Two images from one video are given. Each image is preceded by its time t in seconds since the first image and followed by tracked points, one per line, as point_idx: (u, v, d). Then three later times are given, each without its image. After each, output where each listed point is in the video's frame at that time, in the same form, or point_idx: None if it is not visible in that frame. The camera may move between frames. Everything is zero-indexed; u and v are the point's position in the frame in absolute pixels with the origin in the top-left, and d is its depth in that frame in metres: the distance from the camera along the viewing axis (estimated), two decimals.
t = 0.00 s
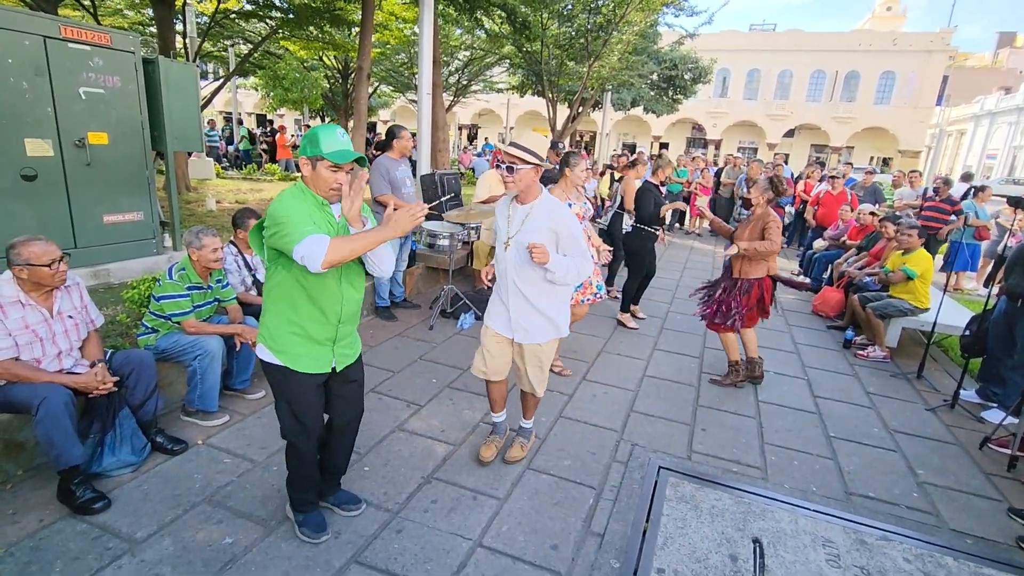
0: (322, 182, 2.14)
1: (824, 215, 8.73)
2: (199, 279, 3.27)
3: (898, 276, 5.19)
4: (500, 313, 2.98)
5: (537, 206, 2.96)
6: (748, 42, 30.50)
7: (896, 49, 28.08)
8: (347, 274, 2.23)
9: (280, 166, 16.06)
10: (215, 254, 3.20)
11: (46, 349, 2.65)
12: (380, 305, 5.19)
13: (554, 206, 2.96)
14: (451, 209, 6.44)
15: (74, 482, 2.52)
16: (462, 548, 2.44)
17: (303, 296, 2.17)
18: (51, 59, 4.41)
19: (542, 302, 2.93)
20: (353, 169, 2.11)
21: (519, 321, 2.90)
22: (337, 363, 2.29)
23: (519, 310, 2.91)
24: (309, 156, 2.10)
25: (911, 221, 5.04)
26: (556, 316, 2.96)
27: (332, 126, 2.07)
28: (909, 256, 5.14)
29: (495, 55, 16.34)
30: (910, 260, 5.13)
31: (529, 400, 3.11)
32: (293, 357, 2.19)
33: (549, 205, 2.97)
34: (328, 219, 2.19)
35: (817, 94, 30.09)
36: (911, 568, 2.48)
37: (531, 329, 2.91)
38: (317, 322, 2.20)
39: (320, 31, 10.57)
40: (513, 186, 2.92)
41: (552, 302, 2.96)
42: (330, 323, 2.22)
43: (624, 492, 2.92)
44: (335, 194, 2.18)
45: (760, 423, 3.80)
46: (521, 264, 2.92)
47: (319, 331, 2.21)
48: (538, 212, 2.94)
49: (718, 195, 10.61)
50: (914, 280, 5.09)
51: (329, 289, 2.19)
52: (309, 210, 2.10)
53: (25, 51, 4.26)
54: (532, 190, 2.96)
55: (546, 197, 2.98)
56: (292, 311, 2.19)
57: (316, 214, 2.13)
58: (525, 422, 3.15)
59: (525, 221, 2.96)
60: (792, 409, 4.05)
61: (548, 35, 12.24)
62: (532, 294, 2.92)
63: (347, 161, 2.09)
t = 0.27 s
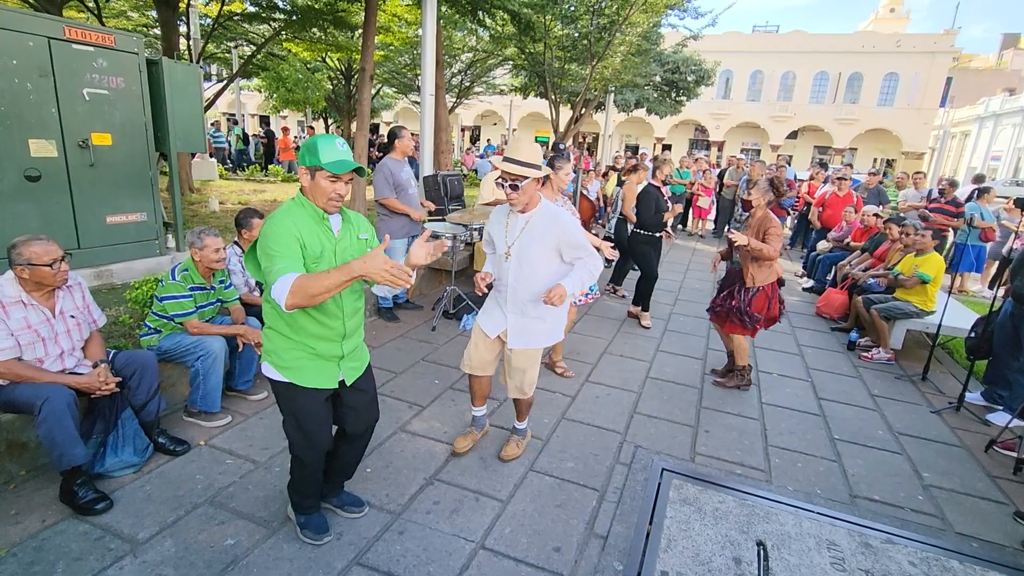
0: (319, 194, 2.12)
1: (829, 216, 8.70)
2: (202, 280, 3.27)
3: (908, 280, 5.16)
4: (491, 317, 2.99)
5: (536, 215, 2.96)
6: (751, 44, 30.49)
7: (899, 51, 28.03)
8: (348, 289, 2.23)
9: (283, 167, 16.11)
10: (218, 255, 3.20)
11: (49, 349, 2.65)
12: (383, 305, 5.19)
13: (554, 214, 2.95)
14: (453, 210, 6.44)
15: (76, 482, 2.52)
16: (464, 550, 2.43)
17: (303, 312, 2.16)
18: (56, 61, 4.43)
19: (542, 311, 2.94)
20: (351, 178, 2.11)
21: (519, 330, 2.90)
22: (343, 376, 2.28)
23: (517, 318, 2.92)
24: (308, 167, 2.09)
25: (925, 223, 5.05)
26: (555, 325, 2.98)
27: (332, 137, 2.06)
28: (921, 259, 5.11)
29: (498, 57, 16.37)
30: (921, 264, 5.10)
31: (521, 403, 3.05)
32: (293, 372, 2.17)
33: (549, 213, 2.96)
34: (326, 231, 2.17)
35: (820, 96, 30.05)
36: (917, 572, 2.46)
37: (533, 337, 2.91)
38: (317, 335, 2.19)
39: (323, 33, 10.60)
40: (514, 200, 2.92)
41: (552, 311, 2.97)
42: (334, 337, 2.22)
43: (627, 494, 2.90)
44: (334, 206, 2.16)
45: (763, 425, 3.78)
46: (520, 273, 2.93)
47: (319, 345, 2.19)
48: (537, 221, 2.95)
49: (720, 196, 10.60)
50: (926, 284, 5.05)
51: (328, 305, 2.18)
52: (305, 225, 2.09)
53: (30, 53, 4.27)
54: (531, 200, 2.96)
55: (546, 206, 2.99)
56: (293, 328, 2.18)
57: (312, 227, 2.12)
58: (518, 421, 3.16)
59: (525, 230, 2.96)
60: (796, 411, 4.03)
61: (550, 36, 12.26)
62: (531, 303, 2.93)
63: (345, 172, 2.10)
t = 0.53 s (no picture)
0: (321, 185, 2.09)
1: (831, 220, 8.68)
2: (204, 282, 3.27)
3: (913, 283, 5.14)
4: (492, 313, 2.94)
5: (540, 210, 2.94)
6: (752, 48, 30.54)
7: (900, 54, 28.06)
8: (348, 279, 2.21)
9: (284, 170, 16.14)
10: (218, 257, 3.20)
11: (49, 351, 2.65)
12: (384, 308, 5.19)
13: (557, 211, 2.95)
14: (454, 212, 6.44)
15: (76, 485, 2.51)
16: (466, 553, 2.42)
17: (303, 300, 2.16)
18: (59, 64, 4.44)
19: (543, 307, 2.94)
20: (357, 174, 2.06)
21: (521, 327, 2.89)
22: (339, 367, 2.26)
23: (523, 314, 2.90)
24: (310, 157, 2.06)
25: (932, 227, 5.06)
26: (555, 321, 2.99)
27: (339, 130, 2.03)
28: (931, 263, 5.06)
29: (499, 60, 16.41)
30: (929, 268, 5.07)
31: (521, 403, 3.03)
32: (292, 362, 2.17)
33: (553, 210, 2.95)
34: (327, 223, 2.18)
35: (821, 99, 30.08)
36: None
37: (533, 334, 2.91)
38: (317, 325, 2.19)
39: (325, 37, 10.64)
40: (517, 199, 2.92)
41: (552, 308, 2.99)
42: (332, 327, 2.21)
43: (629, 497, 2.89)
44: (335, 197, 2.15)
45: (766, 428, 3.76)
46: (524, 269, 2.91)
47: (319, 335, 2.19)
48: (541, 217, 2.93)
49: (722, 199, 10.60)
50: (933, 288, 5.03)
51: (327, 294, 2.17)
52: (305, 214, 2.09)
53: (33, 56, 4.29)
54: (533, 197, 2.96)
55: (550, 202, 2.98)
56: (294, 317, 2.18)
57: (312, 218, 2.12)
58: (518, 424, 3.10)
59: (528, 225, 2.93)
60: (799, 414, 4.02)
61: (552, 40, 12.29)
62: (536, 298, 2.93)
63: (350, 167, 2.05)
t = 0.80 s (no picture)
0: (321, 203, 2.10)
1: (829, 224, 8.71)
2: (203, 285, 3.25)
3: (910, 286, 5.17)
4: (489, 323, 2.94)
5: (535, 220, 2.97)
6: (748, 54, 30.73)
7: (895, 61, 28.25)
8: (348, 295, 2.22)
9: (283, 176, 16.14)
10: (217, 260, 3.19)
11: (46, 355, 2.63)
12: (383, 312, 5.17)
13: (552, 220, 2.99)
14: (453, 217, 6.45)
15: (73, 490, 2.48)
16: (466, 558, 2.40)
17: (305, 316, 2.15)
18: (58, 68, 4.44)
19: (538, 315, 2.93)
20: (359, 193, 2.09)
21: (517, 335, 2.89)
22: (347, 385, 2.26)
23: (518, 322, 2.90)
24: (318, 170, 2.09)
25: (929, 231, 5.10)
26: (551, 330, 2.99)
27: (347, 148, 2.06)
28: (925, 267, 5.12)
29: (497, 66, 16.47)
30: (925, 272, 5.11)
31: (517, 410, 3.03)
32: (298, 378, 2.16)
33: (548, 219, 2.99)
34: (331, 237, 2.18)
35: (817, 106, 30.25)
36: None
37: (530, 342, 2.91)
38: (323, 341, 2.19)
39: (324, 42, 10.66)
40: (515, 207, 2.89)
41: (548, 316, 2.98)
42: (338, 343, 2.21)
43: (630, 501, 2.87)
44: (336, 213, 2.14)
45: (766, 432, 3.75)
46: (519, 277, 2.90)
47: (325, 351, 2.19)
48: (536, 225, 2.95)
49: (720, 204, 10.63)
50: (930, 292, 5.06)
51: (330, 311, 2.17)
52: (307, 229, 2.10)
53: (32, 60, 4.29)
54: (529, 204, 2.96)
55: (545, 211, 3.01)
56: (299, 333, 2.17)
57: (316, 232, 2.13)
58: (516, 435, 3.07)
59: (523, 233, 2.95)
60: (799, 418, 4.01)
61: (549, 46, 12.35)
62: (531, 306, 2.92)
63: (353, 185, 2.07)
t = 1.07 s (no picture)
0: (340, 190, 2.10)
1: (825, 231, 8.75)
2: (203, 293, 3.23)
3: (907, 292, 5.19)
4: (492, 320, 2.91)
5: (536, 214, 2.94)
6: (741, 63, 31.01)
7: (886, 69, 28.56)
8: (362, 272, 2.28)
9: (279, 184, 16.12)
10: (218, 267, 3.16)
11: (45, 364, 2.59)
12: (383, 320, 5.15)
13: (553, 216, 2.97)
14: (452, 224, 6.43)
15: (71, 501, 2.44)
16: (473, 568, 2.37)
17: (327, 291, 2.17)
18: (56, 75, 4.42)
19: (540, 310, 2.92)
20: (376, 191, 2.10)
21: (520, 330, 2.86)
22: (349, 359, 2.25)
23: (521, 318, 2.87)
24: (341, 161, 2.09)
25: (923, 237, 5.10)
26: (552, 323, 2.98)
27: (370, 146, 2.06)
28: (921, 272, 5.14)
29: (493, 74, 16.54)
30: (921, 277, 5.13)
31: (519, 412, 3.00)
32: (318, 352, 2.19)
33: (549, 214, 2.97)
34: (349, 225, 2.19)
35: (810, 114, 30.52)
36: None
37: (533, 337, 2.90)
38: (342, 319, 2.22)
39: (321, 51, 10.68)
40: (517, 204, 2.88)
41: (550, 311, 2.97)
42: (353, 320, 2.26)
43: (636, 509, 2.85)
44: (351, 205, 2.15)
45: (770, 438, 3.74)
46: (521, 272, 2.88)
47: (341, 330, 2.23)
48: (536, 221, 2.93)
49: (716, 211, 10.67)
50: (929, 297, 5.07)
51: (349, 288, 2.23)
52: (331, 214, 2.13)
53: (31, 67, 4.27)
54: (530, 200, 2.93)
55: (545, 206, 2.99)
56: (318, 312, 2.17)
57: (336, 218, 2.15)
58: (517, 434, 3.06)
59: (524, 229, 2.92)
60: (802, 423, 4.00)
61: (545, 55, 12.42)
62: (533, 301, 2.91)
63: (370, 184, 2.07)
